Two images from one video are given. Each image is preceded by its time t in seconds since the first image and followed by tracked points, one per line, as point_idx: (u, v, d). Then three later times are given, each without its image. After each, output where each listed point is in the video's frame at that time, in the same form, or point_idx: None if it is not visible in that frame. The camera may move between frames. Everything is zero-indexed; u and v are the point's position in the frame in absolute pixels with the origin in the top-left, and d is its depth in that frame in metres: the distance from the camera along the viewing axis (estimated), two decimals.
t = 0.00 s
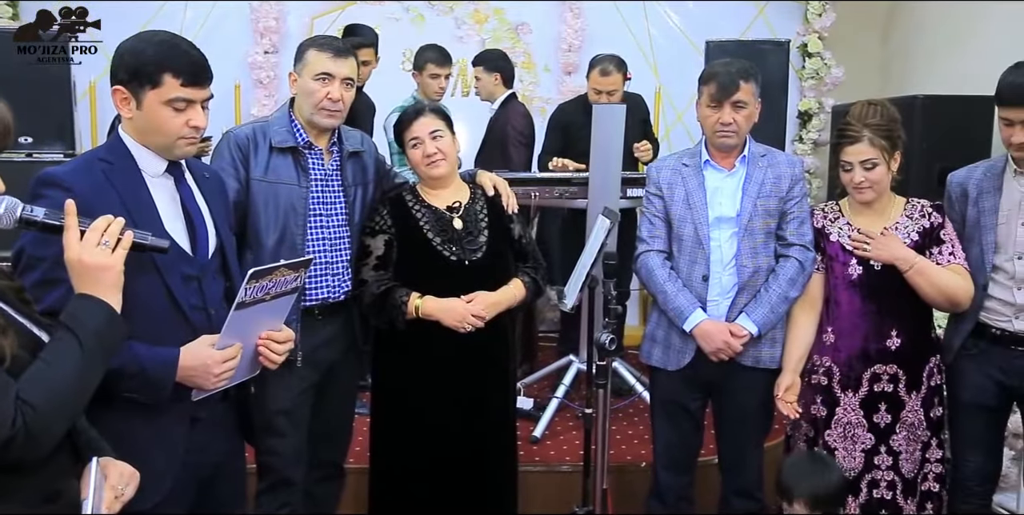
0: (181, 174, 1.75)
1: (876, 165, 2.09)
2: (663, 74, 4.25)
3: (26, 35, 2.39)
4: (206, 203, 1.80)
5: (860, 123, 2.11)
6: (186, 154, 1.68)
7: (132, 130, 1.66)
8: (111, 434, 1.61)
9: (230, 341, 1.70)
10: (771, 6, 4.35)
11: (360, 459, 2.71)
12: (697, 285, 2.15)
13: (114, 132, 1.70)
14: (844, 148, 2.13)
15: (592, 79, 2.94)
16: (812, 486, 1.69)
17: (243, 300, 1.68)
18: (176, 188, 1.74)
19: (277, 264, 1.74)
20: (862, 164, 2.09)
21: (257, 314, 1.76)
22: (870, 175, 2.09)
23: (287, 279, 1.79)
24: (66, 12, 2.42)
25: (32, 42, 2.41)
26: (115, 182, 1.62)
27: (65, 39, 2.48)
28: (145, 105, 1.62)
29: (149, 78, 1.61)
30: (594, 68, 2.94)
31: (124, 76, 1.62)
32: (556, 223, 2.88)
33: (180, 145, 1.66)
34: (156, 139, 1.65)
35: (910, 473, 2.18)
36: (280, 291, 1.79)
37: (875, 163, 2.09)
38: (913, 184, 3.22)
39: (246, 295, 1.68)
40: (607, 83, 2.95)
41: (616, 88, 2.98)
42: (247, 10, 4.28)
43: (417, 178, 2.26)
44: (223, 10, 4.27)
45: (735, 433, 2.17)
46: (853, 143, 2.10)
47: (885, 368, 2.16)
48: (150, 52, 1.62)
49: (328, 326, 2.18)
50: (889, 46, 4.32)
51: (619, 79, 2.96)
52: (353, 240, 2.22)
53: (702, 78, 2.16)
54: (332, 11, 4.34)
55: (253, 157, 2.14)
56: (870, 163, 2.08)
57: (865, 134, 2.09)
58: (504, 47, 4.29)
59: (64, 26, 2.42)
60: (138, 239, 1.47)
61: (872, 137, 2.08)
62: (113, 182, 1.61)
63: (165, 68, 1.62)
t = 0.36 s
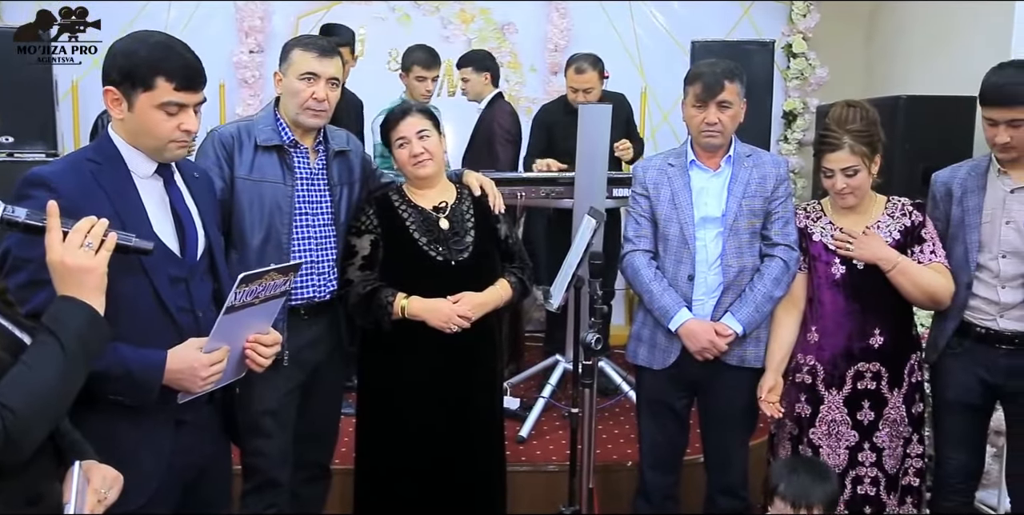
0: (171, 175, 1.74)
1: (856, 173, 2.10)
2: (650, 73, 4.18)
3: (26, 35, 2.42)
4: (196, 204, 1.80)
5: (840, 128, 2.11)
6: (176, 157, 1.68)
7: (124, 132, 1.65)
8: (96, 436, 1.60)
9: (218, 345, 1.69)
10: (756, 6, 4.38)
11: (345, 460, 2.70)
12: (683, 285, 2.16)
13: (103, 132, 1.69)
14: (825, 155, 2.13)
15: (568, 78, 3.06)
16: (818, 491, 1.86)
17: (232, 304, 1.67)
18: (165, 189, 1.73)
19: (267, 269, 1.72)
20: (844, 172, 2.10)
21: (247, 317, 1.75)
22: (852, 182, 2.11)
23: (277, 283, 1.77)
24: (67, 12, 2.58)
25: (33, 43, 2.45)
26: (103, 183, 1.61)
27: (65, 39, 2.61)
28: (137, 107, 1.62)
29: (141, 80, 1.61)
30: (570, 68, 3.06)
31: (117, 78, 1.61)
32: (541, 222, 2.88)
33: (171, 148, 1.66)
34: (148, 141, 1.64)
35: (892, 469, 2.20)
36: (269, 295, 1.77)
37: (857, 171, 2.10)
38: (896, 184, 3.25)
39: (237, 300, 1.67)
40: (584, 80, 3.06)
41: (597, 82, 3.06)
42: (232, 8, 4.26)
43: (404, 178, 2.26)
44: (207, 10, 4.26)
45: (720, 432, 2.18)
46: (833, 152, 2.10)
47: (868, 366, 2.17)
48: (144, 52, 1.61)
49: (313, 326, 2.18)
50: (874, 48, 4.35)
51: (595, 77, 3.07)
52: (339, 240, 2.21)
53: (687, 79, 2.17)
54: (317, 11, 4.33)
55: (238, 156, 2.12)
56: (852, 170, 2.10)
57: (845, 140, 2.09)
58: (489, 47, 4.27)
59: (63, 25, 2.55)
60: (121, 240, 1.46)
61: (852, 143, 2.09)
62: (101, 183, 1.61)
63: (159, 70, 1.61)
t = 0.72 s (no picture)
0: (165, 178, 1.74)
1: (847, 176, 2.12)
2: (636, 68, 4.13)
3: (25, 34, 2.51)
4: (192, 207, 1.80)
5: (829, 131, 2.13)
6: (171, 160, 1.68)
7: (119, 134, 1.64)
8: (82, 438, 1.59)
9: (209, 348, 1.69)
10: (743, 7, 4.40)
11: (333, 461, 2.70)
12: (670, 284, 2.16)
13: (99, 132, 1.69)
14: (815, 158, 2.14)
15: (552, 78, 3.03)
16: None
17: (224, 308, 1.66)
18: (159, 191, 1.73)
19: (260, 273, 1.71)
20: (834, 174, 2.12)
21: (238, 321, 1.74)
22: (842, 185, 2.12)
23: (270, 287, 1.76)
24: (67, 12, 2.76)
25: (31, 42, 2.54)
26: (97, 183, 1.60)
27: (65, 40, 2.77)
28: (132, 109, 1.61)
29: (138, 81, 1.60)
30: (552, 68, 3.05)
31: (114, 79, 1.61)
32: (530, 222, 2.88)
33: (165, 151, 1.65)
34: (143, 143, 1.64)
35: (876, 466, 2.21)
36: (262, 299, 1.76)
37: (847, 173, 2.11)
38: (884, 187, 3.25)
39: (229, 304, 1.66)
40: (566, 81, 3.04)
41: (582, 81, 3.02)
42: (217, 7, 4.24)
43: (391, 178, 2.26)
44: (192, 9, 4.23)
45: (706, 431, 2.19)
46: (824, 154, 2.12)
47: (852, 365, 2.18)
48: (143, 54, 1.61)
49: (301, 326, 2.17)
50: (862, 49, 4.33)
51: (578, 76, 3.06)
52: (327, 239, 2.21)
53: (673, 79, 2.17)
54: (304, 10, 4.33)
55: (225, 155, 2.11)
56: (842, 174, 2.11)
57: (835, 144, 2.11)
58: (479, 46, 4.18)
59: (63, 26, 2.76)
60: (108, 242, 1.44)
61: (843, 146, 2.11)
62: (95, 184, 1.60)
63: (157, 73, 1.61)
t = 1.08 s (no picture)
0: (154, 177, 1.75)
1: (832, 172, 2.13)
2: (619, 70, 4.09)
3: (27, 35, 2.70)
4: (180, 207, 1.80)
5: (816, 128, 2.14)
6: (159, 160, 1.68)
7: (107, 133, 1.65)
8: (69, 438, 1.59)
9: (199, 347, 1.69)
10: (726, 7, 4.42)
11: (318, 461, 2.69)
12: (652, 283, 2.17)
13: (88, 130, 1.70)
14: (800, 154, 2.16)
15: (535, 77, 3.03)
16: None
17: (214, 305, 1.66)
18: (147, 191, 1.74)
19: (248, 270, 1.70)
20: (819, 170, 2.13)
21: (229, 318, 1.74)
22: (827, 181, 2.13)
23: (260, 284, 1.76)
24: (66, 12, 2.74)
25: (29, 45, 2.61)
26: (85, 182, 1.61)
27: (65, 40, 2.71)
28: (121, 109, 1.61)
29: (128, 81, 1.61)
30: (536, 68, 3.04)
31: (103, 78, 1.61)
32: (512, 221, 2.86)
33: (154, 150, 1.66)
34: (131, 144, 1.64)
35: (858, 463, 2.23)
36: (252, 296, 1.76)
37: (833, 169, 2.13)
38: (866, 184, 3.30)
39: (218, 300, 1.66)
40: (551, 80, 3.01)
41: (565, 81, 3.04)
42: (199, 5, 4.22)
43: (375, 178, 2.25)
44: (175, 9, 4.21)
45: (689, 430, 2.20)
46: (810, 150, 2.13)
47: (834, 363, 2.20)
48: (132, 53, 1.62)
49: (285, 326, 2.16)
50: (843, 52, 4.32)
51: (561, 75, 3.05)
52: (309, 240, 2.19)
53: (653, 79, 2.18)
54: (287, 9, 4.32)
55: (206, 155, 2.11)
56: (827, 169, 2.13)
57: (822, 139, 2.13)
58: (462, 45, 4.21)
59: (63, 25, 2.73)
60: (92, 212, 1.42)
61: (829, 142, 2.13)
62: (82, 183, 1.61)
63: (147, 73, 1.61)
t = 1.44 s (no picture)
0: (137, 176, 1.75)
1: (811, 167, 2.16)
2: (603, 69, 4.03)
3: (27, 34, 2.58)
4: (163, 206, 1.80)
5: (794, 124, 2.17)
6: (154, 151, 1.73)
7: (92, 131, 1.67)
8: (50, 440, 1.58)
9: (189, 347, 1.69)
10: (709, 7, 4.40)
11: (300, 463, 2.68)
12: (635, 282, 2.18)
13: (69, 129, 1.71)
14: (779, 150, 2.18)
15: (518, 75, 2.99)
16: None
17: (205, 304, 1.66)
18: (132, 191, 1.74)
19: (238, 268, 1.70)
20: (799, 165, 2.15)
21: (218, 318, 1.74)
22: (807, 175, 2.16)
23: (248, 283, 1.75)
24: (67, 12, 2.66)
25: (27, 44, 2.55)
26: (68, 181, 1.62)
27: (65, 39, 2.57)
28: (113, 104, 1.64)
29: (118, 75, 1.64)
30: (518, 67, 3.02)
31: (90, 75, 1.64)
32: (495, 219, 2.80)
33: (148, 141, 1.70)
34: (123, 139, 1.67)
35: (841, 461, 2.24)
36: (241, 295, 1.75)
37: (811, 164, 2.15)
38: (848, 181, 3.33)
39: (209, 300, 1.66)
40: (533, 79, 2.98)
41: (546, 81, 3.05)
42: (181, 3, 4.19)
43: (359, 178, 2.24)
44: (154, 7, 4.17)
45: (674, 428, 2.20)
46: (789, 145, 2.16)
47: (816, 362, 2.22)
48: (114, 50, 1.65)
49: (267, 327, 2.15)
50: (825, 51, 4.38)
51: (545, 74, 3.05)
52: (292, 241, 2.18)
53: (634, 79, 2.18)
54: (269, 9, 4.34)
55: (187, 155, 2.09)
56: (807, 164, 2.15)
57: (800, 136, 2.15)
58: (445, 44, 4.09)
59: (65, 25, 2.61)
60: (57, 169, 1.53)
61: (807, 137, 2.15)
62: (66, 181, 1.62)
63: (137, 64, 1.66)
